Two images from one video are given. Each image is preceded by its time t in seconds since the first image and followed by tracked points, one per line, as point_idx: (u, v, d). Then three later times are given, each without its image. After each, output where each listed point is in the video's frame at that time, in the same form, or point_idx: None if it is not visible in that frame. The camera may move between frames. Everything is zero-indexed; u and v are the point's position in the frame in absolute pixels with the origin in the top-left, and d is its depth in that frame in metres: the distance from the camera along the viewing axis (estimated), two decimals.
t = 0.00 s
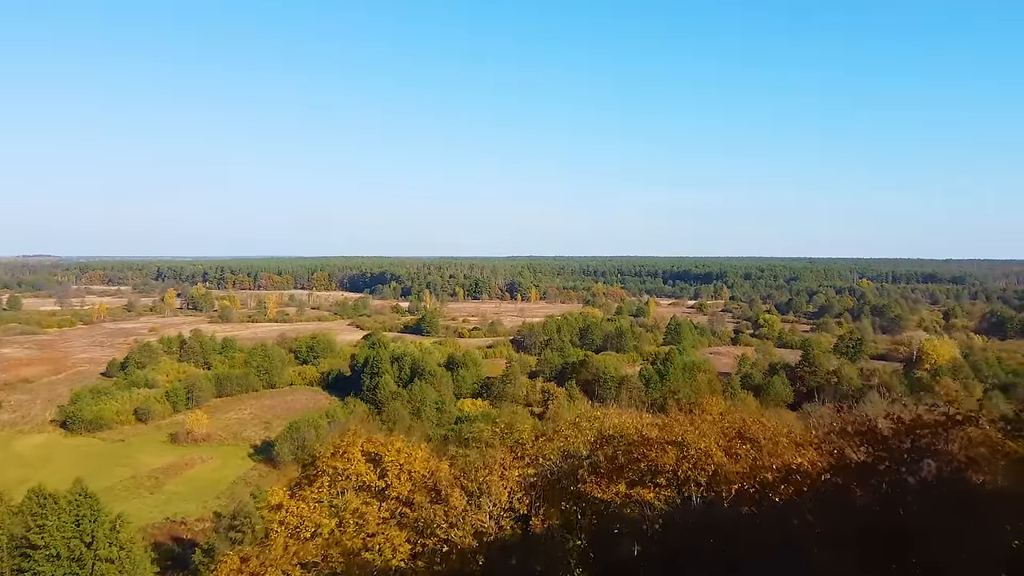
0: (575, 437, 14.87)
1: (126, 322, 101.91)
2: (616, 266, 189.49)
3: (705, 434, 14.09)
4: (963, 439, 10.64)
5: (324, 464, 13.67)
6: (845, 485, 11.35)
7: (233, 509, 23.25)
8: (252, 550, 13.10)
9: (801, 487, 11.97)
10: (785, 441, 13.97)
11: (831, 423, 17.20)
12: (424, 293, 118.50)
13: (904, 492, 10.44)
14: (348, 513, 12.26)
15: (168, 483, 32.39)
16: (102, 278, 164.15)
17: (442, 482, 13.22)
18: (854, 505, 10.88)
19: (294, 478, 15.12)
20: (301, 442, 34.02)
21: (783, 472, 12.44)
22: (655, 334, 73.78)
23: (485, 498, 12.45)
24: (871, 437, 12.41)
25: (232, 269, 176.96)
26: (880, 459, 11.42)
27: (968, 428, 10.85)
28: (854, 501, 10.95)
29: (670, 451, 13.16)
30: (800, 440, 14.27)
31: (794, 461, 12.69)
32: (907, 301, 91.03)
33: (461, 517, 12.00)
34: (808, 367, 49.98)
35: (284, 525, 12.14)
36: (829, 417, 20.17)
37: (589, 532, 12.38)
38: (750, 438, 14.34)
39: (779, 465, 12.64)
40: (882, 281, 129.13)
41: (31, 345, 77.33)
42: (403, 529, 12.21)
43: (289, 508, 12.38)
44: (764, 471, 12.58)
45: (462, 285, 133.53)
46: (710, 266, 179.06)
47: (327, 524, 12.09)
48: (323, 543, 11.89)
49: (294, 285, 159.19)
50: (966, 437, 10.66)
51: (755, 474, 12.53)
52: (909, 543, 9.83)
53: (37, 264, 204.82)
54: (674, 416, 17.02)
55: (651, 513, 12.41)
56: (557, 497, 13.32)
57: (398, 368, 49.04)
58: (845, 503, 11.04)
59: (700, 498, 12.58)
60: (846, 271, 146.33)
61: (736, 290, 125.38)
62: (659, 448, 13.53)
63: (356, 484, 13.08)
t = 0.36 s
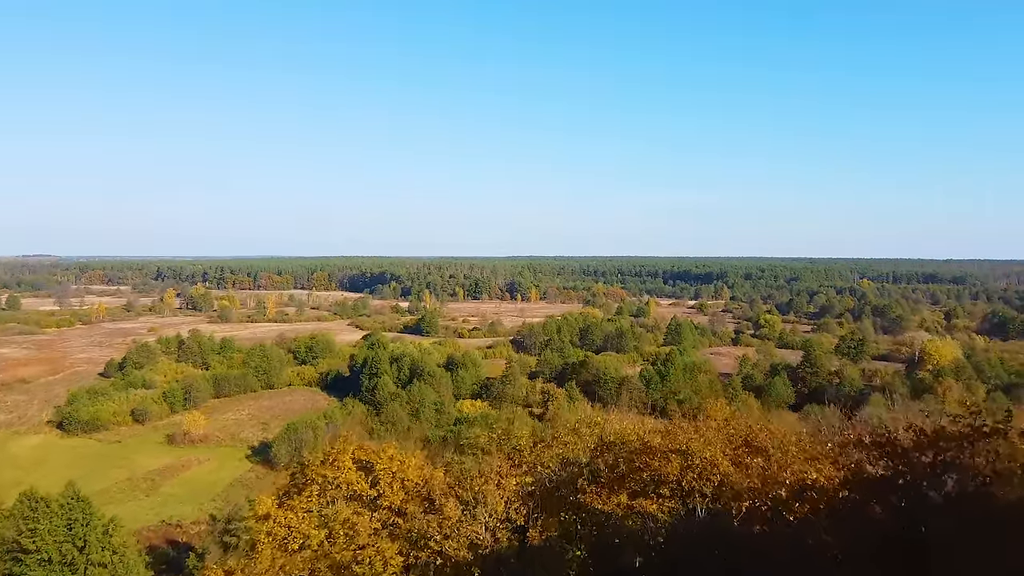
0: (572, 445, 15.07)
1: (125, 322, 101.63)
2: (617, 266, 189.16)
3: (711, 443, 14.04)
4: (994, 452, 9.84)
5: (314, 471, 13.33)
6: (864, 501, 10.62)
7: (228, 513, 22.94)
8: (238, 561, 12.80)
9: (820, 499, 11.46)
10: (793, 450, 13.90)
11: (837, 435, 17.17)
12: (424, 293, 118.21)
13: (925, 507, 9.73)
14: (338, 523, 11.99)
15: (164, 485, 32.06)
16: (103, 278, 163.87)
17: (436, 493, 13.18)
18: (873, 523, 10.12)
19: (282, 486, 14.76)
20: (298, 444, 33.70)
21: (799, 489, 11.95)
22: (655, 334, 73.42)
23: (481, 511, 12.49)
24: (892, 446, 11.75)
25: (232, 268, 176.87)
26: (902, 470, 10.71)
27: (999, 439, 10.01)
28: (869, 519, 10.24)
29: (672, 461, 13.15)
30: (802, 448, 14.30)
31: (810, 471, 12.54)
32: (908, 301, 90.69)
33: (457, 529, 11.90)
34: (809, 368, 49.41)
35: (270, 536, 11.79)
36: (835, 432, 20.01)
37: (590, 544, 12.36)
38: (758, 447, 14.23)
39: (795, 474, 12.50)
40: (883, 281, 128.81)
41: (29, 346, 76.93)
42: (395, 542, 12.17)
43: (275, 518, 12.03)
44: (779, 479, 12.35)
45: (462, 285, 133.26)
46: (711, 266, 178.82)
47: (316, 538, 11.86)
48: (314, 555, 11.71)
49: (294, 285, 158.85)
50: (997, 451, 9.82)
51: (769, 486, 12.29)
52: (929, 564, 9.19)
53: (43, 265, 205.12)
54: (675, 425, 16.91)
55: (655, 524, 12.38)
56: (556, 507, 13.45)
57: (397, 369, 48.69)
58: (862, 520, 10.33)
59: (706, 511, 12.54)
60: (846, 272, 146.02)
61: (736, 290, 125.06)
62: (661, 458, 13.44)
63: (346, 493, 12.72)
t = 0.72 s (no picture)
0: (571, 451, 14.62)
1: (124, 322, 101.27)
2: (617, 266, 188.72)
3: (716, 452, 13.51)
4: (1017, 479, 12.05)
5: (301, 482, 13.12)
6: (884, 520, 11.99)
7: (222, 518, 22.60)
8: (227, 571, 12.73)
9: (839, 521, 11.51)
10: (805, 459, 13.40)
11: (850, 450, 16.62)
12: (424, 293, 117.89)
13: (949, 532, 11.53)
14: (326, 537, 11.92)
15: (159, 487, 31.73)
16: (102, 278, 163.44)
17: (429, 503, 12.90)
18: (899, 545, 11.47)
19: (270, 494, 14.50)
20: (296, 445, 33.32)
21: (814, 506, 11.62)
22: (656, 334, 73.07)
23: (475, 522, 12.34)
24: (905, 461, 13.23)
25: (232, 268, 176.62)
26: (931, 489, 12.44)
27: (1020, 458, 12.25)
28: (895, 537, 11.67)
29: (677, 470, 12.62)
30: (811, 458, 13.84)
31: (828, 484, 12.04)
32: (909, 302, 90.42)
33: (451, 542, 11.87)
34: (812, 369, 48.92)
35: (256, 548, 11.75)
36: (842, 442, 19.55)
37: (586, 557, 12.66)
38: (769, 459, 13.77)
39: (812, 487, 12.03)
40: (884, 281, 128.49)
41: (27, 346, 76.63)
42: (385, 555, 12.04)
43: (262, 529, 11.95)
44: (794, 496, 11.84)
45: (462, 285, 132.96)
46: (711, 267, 178.49)
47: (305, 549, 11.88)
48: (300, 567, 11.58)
49: (294, 285, 158.45)
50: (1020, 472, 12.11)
51: (785, 504, 11.83)
52: None
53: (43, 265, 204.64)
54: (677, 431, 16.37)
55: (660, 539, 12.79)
56: (553, 517, 13.66)
57: (396, 369, 48.39)
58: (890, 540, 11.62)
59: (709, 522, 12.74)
60: (847, 272, 145.70)
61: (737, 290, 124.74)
62: (666, 466, 12.92)
63: (335, 503, 12.56)
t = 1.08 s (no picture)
0: (574, 459, 14.51)
1: (123, 322, 100.86)
2: (617, 266, 188.25)
3: (723, 464, 13.44)
4: None
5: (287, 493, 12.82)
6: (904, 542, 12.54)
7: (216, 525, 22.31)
8: None
9: (863, 545, 11.37)
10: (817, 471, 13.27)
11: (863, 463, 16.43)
12: (424, 293, 117.61)
13: (978, 555, 12.19)
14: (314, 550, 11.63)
15: (156, 489, 31.42)
16: (102, 278, 163.18)
17: (422, 515, 12.60)
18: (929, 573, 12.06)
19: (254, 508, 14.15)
20: (294, 447, 33.07)
21: (834, 530, 11.56)
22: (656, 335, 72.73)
23: (469, 535, 12.12)
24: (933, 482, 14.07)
25: (232, 268, 176.21)
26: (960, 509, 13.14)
27: None
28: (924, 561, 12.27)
29: (682, 482, 12.53)
30: (822, 470, 13.74)
31: (851, 504, 11.82)
32: (910, 302, 90.13)
33: (444, 557, 11.59)
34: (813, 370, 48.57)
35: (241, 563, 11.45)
36: (851, 451, 19.24)
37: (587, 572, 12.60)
38: (777, 470, 13.58)
39: (830, 508, 11.96)
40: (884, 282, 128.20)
41: (25, 346, 76.28)
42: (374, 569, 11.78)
43: (248, 544, 11.68)
44: (813, 518, 11.58)
45: (463, 285, 132.65)
46: (712, 267, 178.05)
47: (292, 562, 11.64)
48: None
49: (293, 285, 158.10)
50: None
51: (803, 526, 11.46)
52: None
53: (42, 264, 204.29)
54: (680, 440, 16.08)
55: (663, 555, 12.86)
56: (552, 530, 13.71)
57: (395, 370, 48.08)
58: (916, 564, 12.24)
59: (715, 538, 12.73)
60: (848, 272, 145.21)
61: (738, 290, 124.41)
62: (670, 479, 12.73)
63: (324, 515, 12.29)
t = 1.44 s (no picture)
0: (576, 468, 14.24)
1: (122, 322, 100.69)
2: (618, 266, 187.75)
3: (731, 475, 13.00)
4: None
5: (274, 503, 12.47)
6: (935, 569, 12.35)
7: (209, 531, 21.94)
8: None
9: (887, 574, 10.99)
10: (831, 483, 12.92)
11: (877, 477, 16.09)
12: (424, 293, 117.27)
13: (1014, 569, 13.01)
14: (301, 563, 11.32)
15: (152, 491, 31.10)
16: (102, 278, 162.93)
17: (414, 528, 12.34)
18: None
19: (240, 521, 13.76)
20: (292, 448, 32.73)
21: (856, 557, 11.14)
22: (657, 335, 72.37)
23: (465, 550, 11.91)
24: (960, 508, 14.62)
25: (233, 268, 176.37)
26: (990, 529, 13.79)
27: None
28: None
29: (689, 494, 12.15)
30: (835, 482, 13.40)
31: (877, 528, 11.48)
32: (912, 303, 89.75)
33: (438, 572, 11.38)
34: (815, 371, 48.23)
35: None
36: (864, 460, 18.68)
37: None
38: (789, 483, 13.24)
39: (850, 527, 11.68)
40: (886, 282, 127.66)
41: (23, 346, 76.02)
42: None
43: (232, 556, 11.37)
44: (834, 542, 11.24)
45: (463, 286, 132.28)
46: (712, 267, 177.57)
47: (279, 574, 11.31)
48: None
49: (293, 285, 157.76)
50: None
51: (821, 552, 11.23)
52: None
53: (44, 263, 204.21)
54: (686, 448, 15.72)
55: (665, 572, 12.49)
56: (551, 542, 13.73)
57: (394, 371, 47.76)
58: None
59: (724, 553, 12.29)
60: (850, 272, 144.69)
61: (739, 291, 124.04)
62: (676, 490, 12.35)
63: (312, 526, 11.98)
